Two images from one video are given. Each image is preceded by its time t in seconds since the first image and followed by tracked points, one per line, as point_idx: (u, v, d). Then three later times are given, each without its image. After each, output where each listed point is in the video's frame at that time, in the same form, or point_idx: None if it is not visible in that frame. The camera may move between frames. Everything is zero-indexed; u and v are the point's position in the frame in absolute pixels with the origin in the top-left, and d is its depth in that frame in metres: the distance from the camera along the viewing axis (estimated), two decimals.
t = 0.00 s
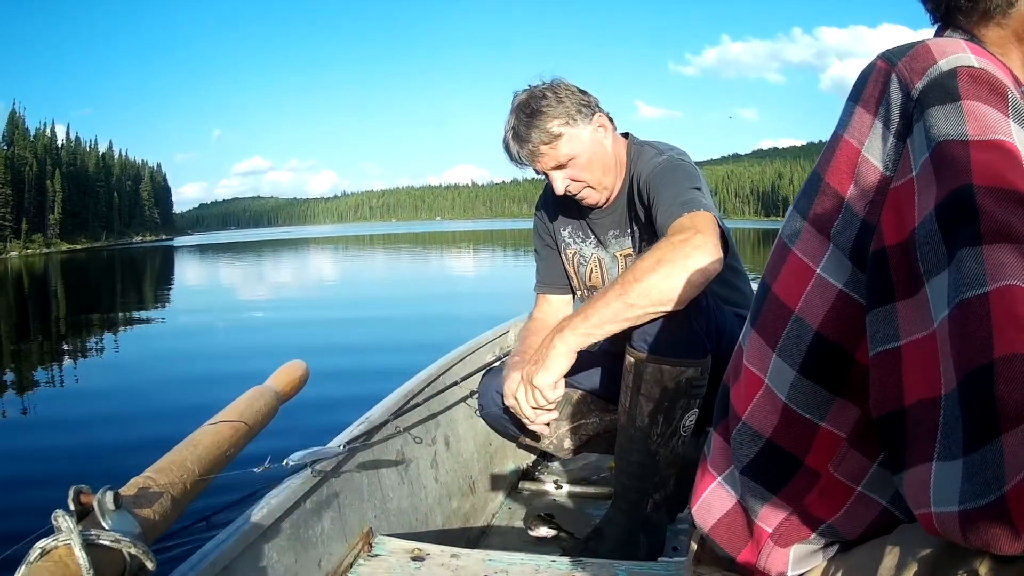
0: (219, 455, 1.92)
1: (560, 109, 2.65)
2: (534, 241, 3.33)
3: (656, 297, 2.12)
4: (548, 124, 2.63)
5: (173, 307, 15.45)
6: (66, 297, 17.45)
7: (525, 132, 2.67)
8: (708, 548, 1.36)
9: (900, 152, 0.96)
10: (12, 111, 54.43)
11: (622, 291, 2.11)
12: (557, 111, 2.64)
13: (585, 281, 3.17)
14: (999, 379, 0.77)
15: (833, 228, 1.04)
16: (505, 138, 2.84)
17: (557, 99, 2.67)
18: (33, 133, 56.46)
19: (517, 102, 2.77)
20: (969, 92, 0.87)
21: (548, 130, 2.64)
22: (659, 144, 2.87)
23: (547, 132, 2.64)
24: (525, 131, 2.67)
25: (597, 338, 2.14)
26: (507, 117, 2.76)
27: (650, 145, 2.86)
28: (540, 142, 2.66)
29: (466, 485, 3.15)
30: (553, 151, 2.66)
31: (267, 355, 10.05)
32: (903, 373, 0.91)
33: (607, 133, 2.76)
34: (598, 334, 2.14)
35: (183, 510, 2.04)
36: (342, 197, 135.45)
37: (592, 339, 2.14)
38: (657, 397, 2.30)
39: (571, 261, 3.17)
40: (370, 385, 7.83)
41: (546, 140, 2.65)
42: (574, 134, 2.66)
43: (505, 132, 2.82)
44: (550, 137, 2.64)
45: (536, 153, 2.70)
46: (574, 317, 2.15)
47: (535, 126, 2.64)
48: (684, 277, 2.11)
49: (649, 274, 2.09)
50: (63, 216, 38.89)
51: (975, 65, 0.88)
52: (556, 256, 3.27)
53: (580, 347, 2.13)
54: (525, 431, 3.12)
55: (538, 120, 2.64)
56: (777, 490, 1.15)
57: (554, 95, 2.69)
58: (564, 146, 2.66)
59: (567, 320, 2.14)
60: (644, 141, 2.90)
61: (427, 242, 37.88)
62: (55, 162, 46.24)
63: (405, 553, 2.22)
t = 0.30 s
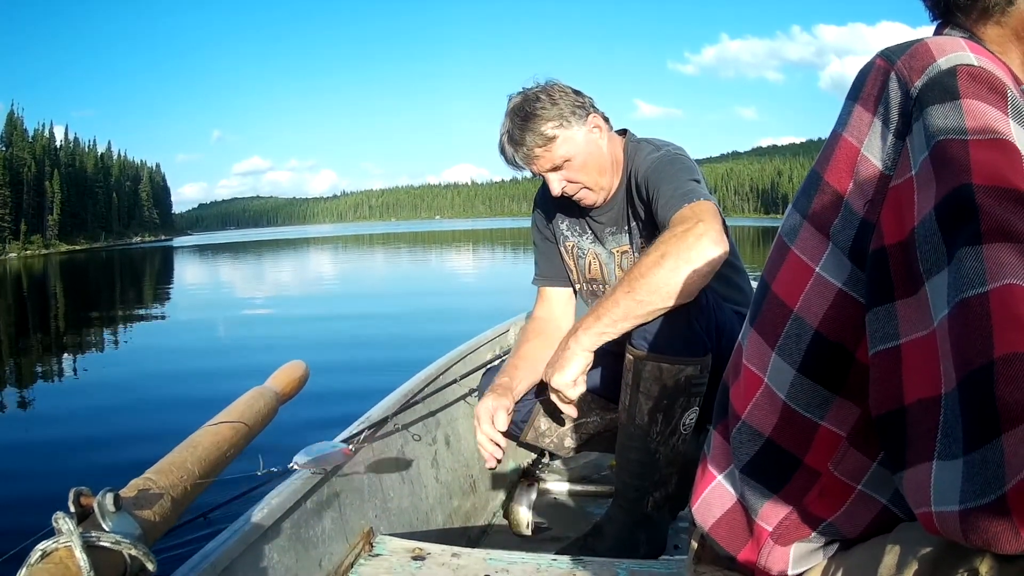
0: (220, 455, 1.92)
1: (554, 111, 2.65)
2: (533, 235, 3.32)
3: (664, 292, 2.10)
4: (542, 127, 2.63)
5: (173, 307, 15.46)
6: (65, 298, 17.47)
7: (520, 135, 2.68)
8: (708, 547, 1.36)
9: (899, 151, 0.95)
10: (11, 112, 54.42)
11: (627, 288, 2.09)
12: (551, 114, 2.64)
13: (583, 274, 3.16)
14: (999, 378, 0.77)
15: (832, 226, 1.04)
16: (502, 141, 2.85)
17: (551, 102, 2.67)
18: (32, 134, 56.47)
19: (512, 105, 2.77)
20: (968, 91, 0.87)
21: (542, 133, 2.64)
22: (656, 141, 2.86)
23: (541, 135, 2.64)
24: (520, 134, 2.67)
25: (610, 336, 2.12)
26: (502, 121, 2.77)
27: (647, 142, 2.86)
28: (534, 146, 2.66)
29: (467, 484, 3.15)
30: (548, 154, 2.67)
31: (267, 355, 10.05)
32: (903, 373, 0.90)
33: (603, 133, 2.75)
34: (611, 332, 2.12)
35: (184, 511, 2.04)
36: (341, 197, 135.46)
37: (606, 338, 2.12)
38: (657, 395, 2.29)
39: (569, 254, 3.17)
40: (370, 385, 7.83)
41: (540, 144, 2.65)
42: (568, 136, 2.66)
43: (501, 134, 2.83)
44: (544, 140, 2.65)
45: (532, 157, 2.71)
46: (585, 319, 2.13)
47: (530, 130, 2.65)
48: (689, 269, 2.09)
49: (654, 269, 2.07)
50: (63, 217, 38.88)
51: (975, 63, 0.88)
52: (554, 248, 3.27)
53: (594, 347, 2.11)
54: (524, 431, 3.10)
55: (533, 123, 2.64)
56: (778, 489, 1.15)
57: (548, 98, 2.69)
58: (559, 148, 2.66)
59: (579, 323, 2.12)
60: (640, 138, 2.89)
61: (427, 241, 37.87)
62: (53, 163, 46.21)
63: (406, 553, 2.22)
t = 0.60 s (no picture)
0: (220, 457, 1.92)
1: (551, 113, 2.65)
2: (532, 232, 3.28)
3: (668, 293, 2.10)
4: (539, 129, 2.63)
5: (173, 308, 15.47)
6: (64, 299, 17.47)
7: (517, 137, 2.67)
8: (708, 550, 1.36)
9: (901, 152, 0.95)
10: (9, 114, 54.40)
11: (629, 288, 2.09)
12: (547, 115, 2.64)
13: (583, 273, 3.15)
14: (1000, 379, 0.77)
15: (833, 226, 1.04)
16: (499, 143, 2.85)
17: (548, 103, 2.67)
18: (31, 134, 56.41)
19: (509, 108, 2.77)
20: (971, 91, 0.87)
21: (539, 135, 2.64)
22: (655, 141, 2.87)
23: (538, 137, 2.64)
24: (516, 136, 2.67)
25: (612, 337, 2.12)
26: (499, 123, 2.77)
27: (646, 142, 2.86)
28: (531, 148, 2.66)
29: (467, 485, 3.15)
30: (546, 155, 2.67)
31: (266, 356, 10.03)
32: (905, 373, 0.90)
33: (600, 134, 2.75)
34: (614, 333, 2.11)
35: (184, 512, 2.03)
36: (340, 198, 135.47)
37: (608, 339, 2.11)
38: (655, 396, 2.29)
39: (569, 253, 3.15)
40: (370, 386, 7.84)
41: (537, 146, 2.65)
42: (565, 137, 2.66)
43: (499, 137, 2.83)
44: (541, 142, 2.64)
45: (529, 159, 2.71)
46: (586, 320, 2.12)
47: (526, 132, 2.64)
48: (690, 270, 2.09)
49: (657, 271, 2.07)
50: (60, 218, 38.83)
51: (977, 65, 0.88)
52: (553, 245, 3.21)
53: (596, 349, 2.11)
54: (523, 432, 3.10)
55: (529, 125, 2.64)
56: (778, 490, 1.15)
57: (544, 99, 2.69)
58: (556, 150, 2.66)
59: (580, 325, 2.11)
60: (638, 139, 2.90)
61: (427, 242, 37.90)
62: (52, 165, 46.16)
63: (406, 554, 2.22)
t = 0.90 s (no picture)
0: (217, 450, 1.91)
1: (547, 114, 2.64)
2: (526, 234, 3.27)
3: (672, 291, 2.10)
4: (535, 132, 2.61)
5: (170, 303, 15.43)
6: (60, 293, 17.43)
7: (514, 140, 2.66)
8: (707, 547, 1.36)
9: (905, 149, 0.95)
10: (7, 106, 54.25)
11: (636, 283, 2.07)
12: (544, 117, 2.63)
13: (580, 273, 3.15)
14: (1004, 376, 0.77)
15: (836, 223, 1.04)
16: (495, 145, 2.84)
17: (544, 105, 2.66)
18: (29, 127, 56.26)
19: (505, 110, 2.76)
20: (975, 89, 0.86)
21: (536, 137, 2.62)
22: (652, 140, 2.86)
23: (535, 139, 2.62)
24: (513, 140, 2.66)
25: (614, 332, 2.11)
26: (495, 126, 2.76)
27: (642, 142, 2.86)
28: (529, 150, 2.65)
29: (464, 481, 3.15)
30: (544, 157, 2.66)
31: (263, 352, 10.02)
32: (908, 370, 0.90)
33: (596, 135, 2.75)
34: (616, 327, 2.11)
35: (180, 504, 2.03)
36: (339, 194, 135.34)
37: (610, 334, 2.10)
38: (653, 393, 2.29)
39: (566, 253, 3.15)
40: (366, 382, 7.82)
41: (535, 148, 2.63)
42: (563, 139, 2.65)
43: (495, 139, 2.81)
44: (538, 144, 2.63)
45: (526, 161, 2.69)
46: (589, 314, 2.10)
47: (523, 134, 2.63)
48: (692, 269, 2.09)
49: (666, 271, 2.06)
50: (58, 212, 38.75)
51: (982, 63, 0.88)
52: (548, 245, 3.21)
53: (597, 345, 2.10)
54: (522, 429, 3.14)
55: (526, 128, 2.62)
56: (778, 487, 1.15)
57: (540, 101, 2.68)
58: (554, 152, 2.65)
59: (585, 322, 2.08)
60: (635, 138, 2.90)
61: (426, 240, 37.87)
62: (49, 158, 46.04)
63: (403, 549, 2.22)
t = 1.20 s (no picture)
0: (218, 447, 1.91)
1: (550, 115, 2.64)
2: (528, 233, 3.28)
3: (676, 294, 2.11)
4: (539, 132, 2.62)
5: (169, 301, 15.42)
6: (58, 291, 17.42)
7: (517, 141, 2.66)
8: (707, 546, 1.36)
9: (907, 147, 0.95)
10: (8, 104, 54.19)
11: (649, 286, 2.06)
12: (547, 118, 2.63)
13: (581, 273, 3.16)
14: (1004, 375, 0.77)
15: (837, 221, 1.04)
16: (498, 146, 2.84)
17: (547, 106, 2.66)
18: (29, 125, 56.19)
19: (507, 111, 2.76)
20: (977, 88, 0.86)
21: (539, 138, 2.62)
22: (654, 140, 2.87)
23: (538, 140, 2.62)
24: (517, 140, 2.66)
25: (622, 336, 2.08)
26: (498, 127, 2.76)
27: (644, 142, 2.86)
28: (533, 151, 2.65)
29: (465, 481, 3.15)
30: (547, 158, 2.66)
31: (262, 350, 10.01)
32: (908, 368, 0.90)
33: (599, 135, 2.75)
34: (624, 331, 2.07)
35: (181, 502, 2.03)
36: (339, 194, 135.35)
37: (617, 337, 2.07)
38: (652, 393, 2.29)
39: (567, 252, 3.15)
40: (366, 381, 7.82)
41: (538, 149, 2.64)
42: (566, 139, 2.65)
43: (498, 140, 2.82)
44: (542, 145, 2.63)
45: (530, 162, 2.70)
46: (598, 316, 2.07)
47: (527, 135, 2.63)
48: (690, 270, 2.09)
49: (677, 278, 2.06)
50: (57, 211, 38.67)
51: (983, 62, 0.88)
52: (550, 245, 3.22)
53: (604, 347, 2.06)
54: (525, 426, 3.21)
55: (529, 129, 2.62)
56: (778, 486, 1.15)
57: (543, 102, 2.68)
58: (557, 152, 2.65)
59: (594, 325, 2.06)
60: (637, 138, 2.91)
61: (426, 239, 37.86)
62: (49, 157, 45.99)
63: (403, 548, 2.22)
